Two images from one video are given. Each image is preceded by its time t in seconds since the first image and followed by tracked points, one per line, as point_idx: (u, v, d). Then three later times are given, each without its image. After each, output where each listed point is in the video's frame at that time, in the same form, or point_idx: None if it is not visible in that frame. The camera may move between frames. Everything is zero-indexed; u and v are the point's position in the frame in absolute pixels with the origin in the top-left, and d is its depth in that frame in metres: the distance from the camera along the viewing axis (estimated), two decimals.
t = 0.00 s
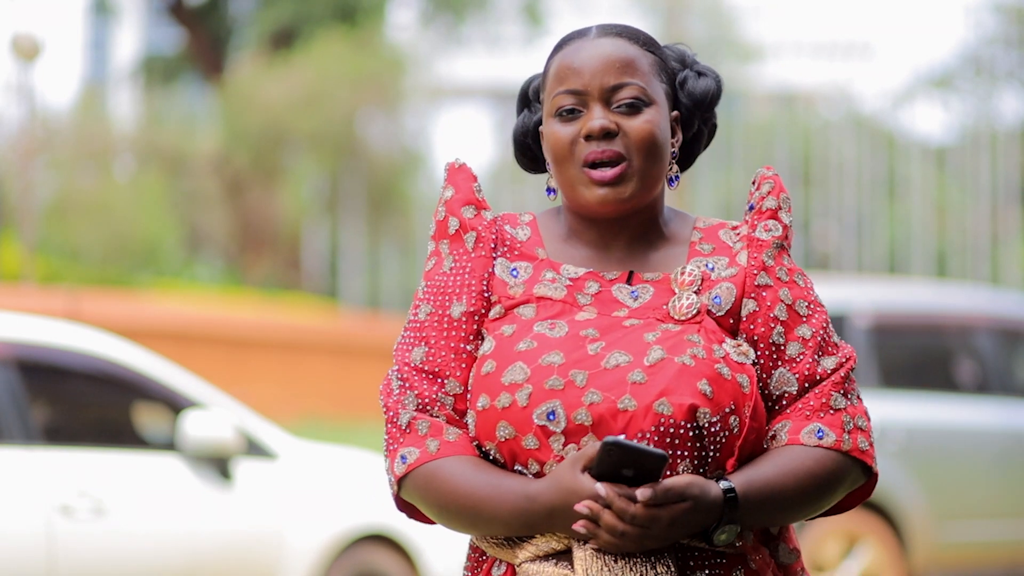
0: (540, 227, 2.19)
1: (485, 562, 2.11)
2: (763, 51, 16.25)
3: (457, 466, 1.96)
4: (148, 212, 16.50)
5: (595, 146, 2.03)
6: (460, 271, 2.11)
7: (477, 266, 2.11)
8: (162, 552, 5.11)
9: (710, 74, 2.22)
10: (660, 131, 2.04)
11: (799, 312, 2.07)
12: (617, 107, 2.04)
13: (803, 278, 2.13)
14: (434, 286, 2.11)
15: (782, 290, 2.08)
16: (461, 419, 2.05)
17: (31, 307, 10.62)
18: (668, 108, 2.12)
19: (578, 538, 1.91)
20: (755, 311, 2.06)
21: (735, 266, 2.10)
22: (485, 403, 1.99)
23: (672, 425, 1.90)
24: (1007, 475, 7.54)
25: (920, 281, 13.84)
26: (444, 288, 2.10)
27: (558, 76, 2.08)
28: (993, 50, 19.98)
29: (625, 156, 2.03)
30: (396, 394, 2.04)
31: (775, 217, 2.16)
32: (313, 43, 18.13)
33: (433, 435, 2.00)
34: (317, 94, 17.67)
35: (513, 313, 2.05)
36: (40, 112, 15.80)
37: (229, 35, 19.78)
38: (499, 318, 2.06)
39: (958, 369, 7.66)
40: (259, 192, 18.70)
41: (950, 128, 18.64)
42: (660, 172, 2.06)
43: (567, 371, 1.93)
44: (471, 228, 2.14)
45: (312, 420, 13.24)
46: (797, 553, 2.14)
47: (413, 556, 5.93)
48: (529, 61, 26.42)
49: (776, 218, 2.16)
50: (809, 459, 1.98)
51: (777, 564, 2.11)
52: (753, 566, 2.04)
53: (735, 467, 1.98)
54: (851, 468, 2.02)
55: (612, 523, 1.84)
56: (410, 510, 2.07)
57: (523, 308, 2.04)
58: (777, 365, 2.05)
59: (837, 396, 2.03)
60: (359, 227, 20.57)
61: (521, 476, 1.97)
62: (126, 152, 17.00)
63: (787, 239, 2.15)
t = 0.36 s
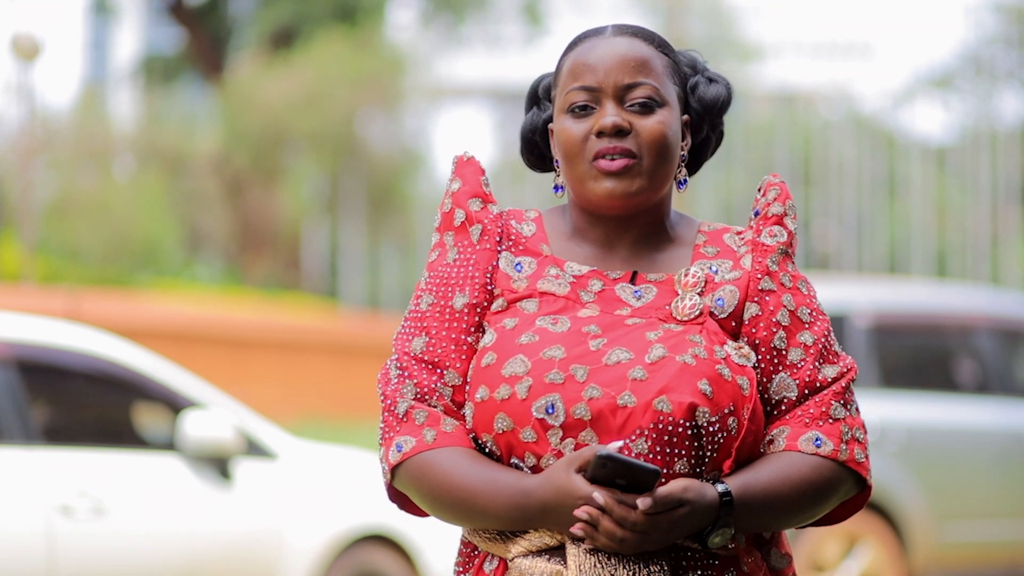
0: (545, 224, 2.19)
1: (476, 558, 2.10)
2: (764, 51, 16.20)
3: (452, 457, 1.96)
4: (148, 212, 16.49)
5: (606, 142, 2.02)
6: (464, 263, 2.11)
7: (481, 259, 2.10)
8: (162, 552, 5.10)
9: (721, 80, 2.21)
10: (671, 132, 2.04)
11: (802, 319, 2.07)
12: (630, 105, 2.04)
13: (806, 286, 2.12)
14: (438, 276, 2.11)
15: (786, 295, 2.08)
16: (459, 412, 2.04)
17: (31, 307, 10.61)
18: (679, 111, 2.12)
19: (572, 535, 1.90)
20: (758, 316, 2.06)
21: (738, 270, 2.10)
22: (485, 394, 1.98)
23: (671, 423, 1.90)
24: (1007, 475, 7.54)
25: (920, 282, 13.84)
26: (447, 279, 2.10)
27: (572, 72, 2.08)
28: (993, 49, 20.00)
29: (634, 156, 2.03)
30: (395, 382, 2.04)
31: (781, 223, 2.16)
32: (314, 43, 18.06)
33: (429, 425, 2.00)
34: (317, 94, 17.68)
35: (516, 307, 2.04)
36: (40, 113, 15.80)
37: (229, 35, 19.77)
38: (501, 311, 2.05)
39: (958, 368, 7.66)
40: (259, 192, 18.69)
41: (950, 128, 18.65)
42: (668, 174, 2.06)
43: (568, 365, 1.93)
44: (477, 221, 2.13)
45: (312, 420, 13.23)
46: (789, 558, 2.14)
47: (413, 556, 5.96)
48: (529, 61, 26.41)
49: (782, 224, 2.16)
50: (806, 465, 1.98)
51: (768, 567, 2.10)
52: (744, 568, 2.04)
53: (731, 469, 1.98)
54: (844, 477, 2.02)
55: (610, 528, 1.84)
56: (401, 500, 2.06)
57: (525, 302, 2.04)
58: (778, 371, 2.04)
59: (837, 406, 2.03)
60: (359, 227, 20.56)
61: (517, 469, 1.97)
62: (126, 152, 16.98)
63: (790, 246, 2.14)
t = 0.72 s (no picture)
0: (550, 223, 2.18)
1: (475, 557, 2.09)
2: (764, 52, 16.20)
3: (450, 451, 1.95)
4: (148, 212, 16.48)
5: (614, 131, 2.01)
6: (467, 259, 2.10)
7: (484, 255, 2.10)
8: (162, 550, 5.10)
9: (727, 92, 2.21)
10: (677, 126, 2.03)
11: (809, 310, 2.07)
12: (639, 97, 2.03)
13: (809, 281, 2.12)
14: (441, 272, 2.10)
15: (789, 290, 2.08)
16: (458, 406, 2.04)
17: (30, 307, 10.59)
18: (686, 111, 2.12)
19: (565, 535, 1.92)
20: (761, 312, 2.05)
21: (741, 269, 2.09)
22: (483, 387, 1.98)
23: (668, 416, 1.89)
24: (1007, 475, 7.54)
25: (921, 282, 13.84)
26: (449, 274, 2.09)
27: (582, 64, 2.08)
28: (993, 49, 20.02)
29: (643, 149, 2.02)
30: (395, 376, 2.04)
31: (783, 225, 2.15)
32: (313, 43, 18.05)
33: (427, 419, 1.99)
34: (317, 94, 17.68)
35: (517, 302, 2.04)
36: (40, 113, 15.79)
37: (229, 35, 19.75)
38: (502, 307, 2.05)
39: (958, 368, 7.66)
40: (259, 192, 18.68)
41: (950, 127, 18.63)
42: (675, 171, 2.05)
43: (566, 358, 1.93)
44: (480, 219, 2.13)
45: (312, 420, 13.23)
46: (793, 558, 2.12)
47: (413, 556, 5.95)
48: (528, 60, 26.39)
49: (783, 226, 2.15)
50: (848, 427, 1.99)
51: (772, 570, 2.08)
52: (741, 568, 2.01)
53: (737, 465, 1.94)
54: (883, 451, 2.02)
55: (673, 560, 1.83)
56: (400, 496, 2.06)
57: (526, 297, 2.04)
58: (795, 359, 2.04)
59: (861, 379, 2.04)
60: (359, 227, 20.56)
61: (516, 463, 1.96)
62: (126, 151, 16.97)
63: (793, 246, 2.14)
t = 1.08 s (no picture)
0: (565, 223, 2.18)
1: (484, 554, 2.11)
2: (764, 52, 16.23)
3: (461, 448, 1.96)
4: (149, 212, 16.47)
5: (630, 135, 2.01)
6: (481, 258, 2.12)
7: (498, 254, 2.12)
8: (162, 550, 5.10)
9: (741, 88, 2.21)
10: (693, 128, 2.02)
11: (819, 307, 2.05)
12: (654, 101, 2.03)
13: (820, 279, 2.10)
14: (455, 271, 2.13)
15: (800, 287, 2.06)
16: (469, 404, 2.05)
17: (30, 307, 10.58)
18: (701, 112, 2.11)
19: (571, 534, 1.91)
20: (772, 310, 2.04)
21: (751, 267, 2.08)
22: (494, 385, 1.99)
23: (676, 416, 1.88)
24: (1008, 474, 7.54)
25: (921, 282, 13.86)
26: (464, 273, 2.11)
27: (596, 69, 2.08)
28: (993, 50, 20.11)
29: (657, 148, 2.01)
30: (408, 374, 2.06)
31: (796, 225, 2.14)
32: (313, 43, 18.06)
33: (438, 416, 2.00)
34: (318, 95, 17.69)
35: (528, 301, 2.05)
36: (40, 113, 15.77)
37: (229, 35, 19.75)
38: (514, 305, 2.06)
39: (958, 368, 7.66)
40: (259, 193, 18.67)
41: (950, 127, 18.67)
42: (690, 169, 2.04)
43: (576, 357, 1.93)
44: (495, 217, 2.15)
45: (312, 420, 13.23)
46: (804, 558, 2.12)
47: (413, 556, 5.98)
48: (527, 60, 26.45)
49: (797, 226, 2.13)
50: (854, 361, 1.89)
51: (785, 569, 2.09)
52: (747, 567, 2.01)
53: (749, 464, 1.93)
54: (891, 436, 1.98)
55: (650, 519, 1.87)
56: (413, 493, 2.07)
57: (538, 296, 2.04)
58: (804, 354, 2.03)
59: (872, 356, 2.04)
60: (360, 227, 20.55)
61: (524, 461, 1.96)
62: (126, 152, 16.96)
63: (807, 245, 2.12)
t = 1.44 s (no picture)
0: (574, 224, 2.19)
1: (491, 556, 2.12)
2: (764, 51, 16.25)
3: (464, 451, 1.97)
4: (148, 212, 16.46)
5: (632, 140, 2.01)
6: (488, 261, 2.14)
7: (504, 257, 2.13)
8: (162, 550, 5.09)
9: (745, 83, 2.22)
10: (696, 130, 2.02)
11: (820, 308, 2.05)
12: (656, 104, 2.03)
13: (827, 277, 2.11)
14: (463, 275, 2.14)
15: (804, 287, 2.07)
16: (474, 406, 2.06)
17: (30, 307, 10.58)
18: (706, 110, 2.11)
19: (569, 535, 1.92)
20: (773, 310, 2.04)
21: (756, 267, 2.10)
22: (495, 388, 2.00)
23: (672, 417, 1.87)
24: (1007, 474, 7.54)
25: (922, 282, 13.85)
26: (471, 277, 2.13)
27: (597, 73, 2.08)
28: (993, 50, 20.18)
29: (660, 152, 2.02)
30: (417, 377, 2.08)
31: (804, 224, 2.14)
32: (314, 43, 18.08)
33: (444, 420, 2.02)
34: (318, 95, 17.68)
35: (532, 304, 2.06)
36: (40, 113, 15.76)
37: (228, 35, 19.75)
38: (519, 308, 2.07)
39: (958, 369, 7.66)
40: (259, 193, 18.67)
41: (950, 128, 18.72)
42: (695, 171, 2.05)
43: (574, 360, 1.93)
44: (501, 221, 2.17)
45: (312, 421, 13.24)
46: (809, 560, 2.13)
47: (414, 556, 6.01)
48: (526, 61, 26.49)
49: (804, 225, 2.14)
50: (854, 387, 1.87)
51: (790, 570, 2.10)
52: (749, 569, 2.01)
53: (747, 466, 1.92)
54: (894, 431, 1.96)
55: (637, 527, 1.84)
56: (424, 496, 2.09)
57: (542, 299, 2.05)
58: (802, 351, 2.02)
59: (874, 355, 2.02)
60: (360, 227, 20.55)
61: (525, 464, 1.97)
62: (126, 151, 16.95)
63: (814, 243, 2.13)
